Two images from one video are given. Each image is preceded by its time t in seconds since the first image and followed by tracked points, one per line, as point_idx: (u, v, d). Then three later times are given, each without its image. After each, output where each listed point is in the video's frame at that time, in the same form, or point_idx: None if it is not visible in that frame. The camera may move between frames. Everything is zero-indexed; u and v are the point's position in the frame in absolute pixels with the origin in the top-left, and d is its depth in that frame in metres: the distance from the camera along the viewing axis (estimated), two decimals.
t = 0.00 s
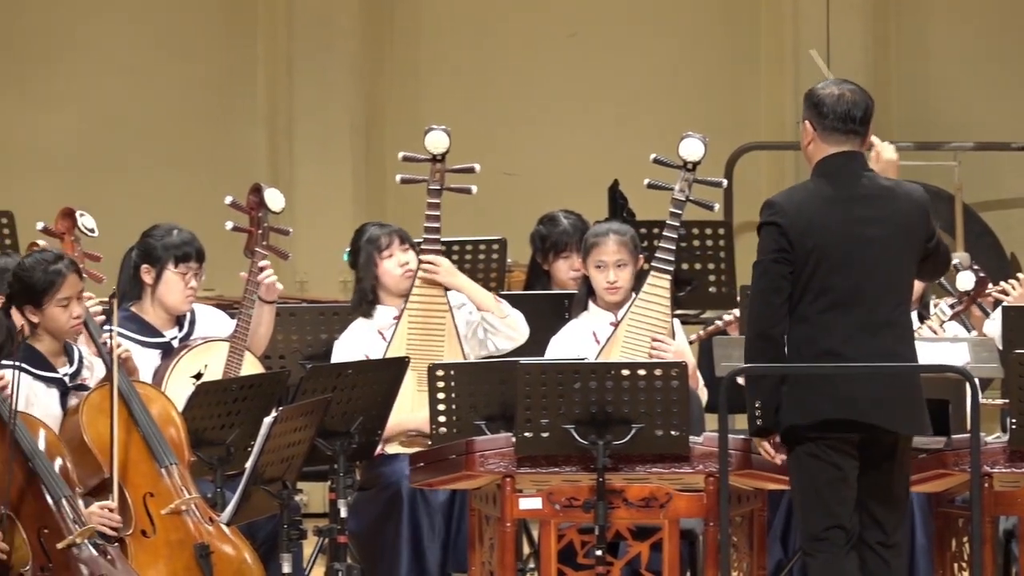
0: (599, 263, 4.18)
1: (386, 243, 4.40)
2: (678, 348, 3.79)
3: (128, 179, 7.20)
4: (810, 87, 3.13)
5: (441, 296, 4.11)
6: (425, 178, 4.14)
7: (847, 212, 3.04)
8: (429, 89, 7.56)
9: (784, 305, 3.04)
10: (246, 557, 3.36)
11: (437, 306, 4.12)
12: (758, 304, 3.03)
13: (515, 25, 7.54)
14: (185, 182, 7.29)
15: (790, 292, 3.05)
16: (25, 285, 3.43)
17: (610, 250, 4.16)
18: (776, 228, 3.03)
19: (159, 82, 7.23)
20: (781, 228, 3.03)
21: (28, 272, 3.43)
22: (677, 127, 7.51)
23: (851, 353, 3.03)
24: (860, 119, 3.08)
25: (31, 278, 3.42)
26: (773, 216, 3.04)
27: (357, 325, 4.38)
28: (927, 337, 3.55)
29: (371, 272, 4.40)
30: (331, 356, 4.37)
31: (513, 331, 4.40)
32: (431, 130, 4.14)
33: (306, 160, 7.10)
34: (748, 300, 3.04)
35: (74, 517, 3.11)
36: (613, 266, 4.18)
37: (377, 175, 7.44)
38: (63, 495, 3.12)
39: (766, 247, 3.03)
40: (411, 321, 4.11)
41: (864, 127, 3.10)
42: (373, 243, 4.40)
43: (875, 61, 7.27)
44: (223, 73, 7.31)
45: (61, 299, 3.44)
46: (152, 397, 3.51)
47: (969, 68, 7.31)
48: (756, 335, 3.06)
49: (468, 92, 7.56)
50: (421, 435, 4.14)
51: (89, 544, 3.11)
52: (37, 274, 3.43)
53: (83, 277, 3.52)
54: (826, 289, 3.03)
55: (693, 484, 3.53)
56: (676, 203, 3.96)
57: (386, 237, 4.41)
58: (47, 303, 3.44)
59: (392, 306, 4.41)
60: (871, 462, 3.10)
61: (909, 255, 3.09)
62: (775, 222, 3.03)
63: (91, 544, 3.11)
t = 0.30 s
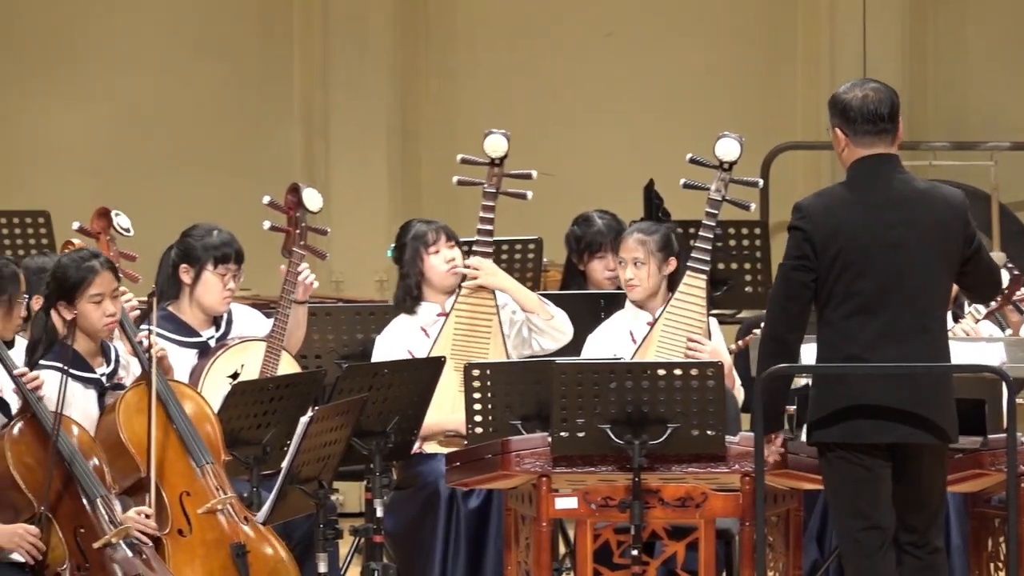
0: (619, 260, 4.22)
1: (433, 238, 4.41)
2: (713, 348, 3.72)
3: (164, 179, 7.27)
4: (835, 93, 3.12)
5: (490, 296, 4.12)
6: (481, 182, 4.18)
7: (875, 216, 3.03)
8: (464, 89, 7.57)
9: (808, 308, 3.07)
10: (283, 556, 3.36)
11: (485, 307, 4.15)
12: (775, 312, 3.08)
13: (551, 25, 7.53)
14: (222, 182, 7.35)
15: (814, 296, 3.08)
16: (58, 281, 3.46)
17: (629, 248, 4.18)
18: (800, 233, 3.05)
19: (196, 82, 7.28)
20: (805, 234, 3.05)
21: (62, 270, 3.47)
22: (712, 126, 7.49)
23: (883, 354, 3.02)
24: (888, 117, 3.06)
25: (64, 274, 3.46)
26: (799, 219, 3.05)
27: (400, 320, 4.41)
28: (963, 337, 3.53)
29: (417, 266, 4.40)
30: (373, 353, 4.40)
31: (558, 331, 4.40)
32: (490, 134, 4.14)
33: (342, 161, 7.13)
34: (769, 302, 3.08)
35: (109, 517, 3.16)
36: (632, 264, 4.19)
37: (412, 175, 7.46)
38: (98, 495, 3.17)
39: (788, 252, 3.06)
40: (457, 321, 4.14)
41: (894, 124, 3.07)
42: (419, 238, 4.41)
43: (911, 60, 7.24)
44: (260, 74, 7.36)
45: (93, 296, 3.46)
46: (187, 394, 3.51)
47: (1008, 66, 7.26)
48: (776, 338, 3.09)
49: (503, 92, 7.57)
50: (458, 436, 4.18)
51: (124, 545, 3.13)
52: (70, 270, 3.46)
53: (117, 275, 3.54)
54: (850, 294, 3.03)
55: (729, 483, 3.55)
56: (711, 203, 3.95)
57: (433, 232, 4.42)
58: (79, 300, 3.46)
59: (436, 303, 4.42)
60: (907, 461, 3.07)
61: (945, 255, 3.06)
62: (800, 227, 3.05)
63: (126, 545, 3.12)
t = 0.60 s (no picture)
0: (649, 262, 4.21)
1: (480, 238, 4.42)
2: (748, 349, 3.73)
3: (200, 180, 7.32)
4: (875, 92, 3.10)
5: (528, 295, 4.13)
6: (524, 182, 4.19)
7: (909, 218, 3.01)
8: (498, 89, 7.58)
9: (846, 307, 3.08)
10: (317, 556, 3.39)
11: (523, 308, 4.13)
12: (818, 316, 3.09)
13: (585, 25, 7.54)
14: (257, 182, 7.39)
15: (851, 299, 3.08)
16: (101, 280, 3.49)
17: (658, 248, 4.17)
18: (833, 235, 3.05)
19: (233, 83, 7.33)
20: (839, 236, 3.05)
21: (105, 269, 3.49)
22: (747, 126, 7.48)
23: (918, 354, 3.02)
24: (929, 116, 3.04)
25: (108, 273, 3.48)
26: (833, 220, 3.06)
27: (438, 318, 4.44)
28: (995, 338, 3.52)
29: (460, 264, 4.42)
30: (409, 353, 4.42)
31: (596, 337, 4.43)
32: (534, 134, 4.15)
33: (377, 161, 7.16)
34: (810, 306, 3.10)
35: (144, 517, 3.15)
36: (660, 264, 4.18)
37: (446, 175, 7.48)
38: (133, 494, 3.17)
39: (823, 253, 3.07)
40: (495, 321, 4.13)
41: (935, 123, 3.05)
42: (466, 235, 4.41)
43: (948, 60, 7.20)
44: (296, 75, 7.40)
45: (136, 295, 3.49)
46: (221, 394, 3.53)
47: None
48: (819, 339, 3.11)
49: (538, 92, 7.58)
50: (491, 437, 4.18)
51: (158, 545, 3.13)
52: (114, 270, 3.48)
53: (158, 276, 3.56)
54: (883, 296, 3.03)
55: (763, 484, 3.53)
56: (747, 204, 3.95)
57: (481, 232, 4.42)
58: (121, 298, 3.49)
59: (475, 302, 4.44)
60: (950, 465, 3.04)
61: (982, 256, 3.04)
62: (833, 228, 3.05)
63: (160, 544, 3.13)
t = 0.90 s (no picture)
0: (704, 269, 4.17)
1: (518, 238, 4.44)
2: (779, 349, 3.72)
3: (233, 180, 7.37)
4: (905, 90, 3.09)
5: (564, 291, 4.14)
6: (562, 181, 4.20)
7: (941, 218, 3.00)
8: (529, 89, 7.59)
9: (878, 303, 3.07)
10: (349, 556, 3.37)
11: (558, 310, 4.15)
12: (849, 317, 3.09)
13: (618, 24, 7.53)
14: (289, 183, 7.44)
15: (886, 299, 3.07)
16: (138, 278, 3.50)
17: (711, 257, 4.15)
18: (864, 236, 3.05)
19: (265, 85, 7.38)
20: (869, 237, 3.05)
21: (143, 268, 3.51)
22: (779, 126, 7.46)
23: (951, 353, 3.02)
24: (959, 116, 3.03)
25: (146, 272, 3.50)
26: (864, 223, 3.06)
27: (473, 316, 4.47)
28: None
29: (497, 263, 4.44)
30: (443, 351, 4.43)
31: (625, 347, 4.45)
32: (573, 134, 4.16)
33: (408, 162, 7.18)
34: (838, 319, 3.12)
35: (177, 516, 3.15)
36: (717, 271, 4.17)
37: (479, 176, 7.50)
38: (168, 494, 3.17)
39: (854, 255, 3.07)
40: (530, 319, 4.15)
41: (965, 124, 3.04)
42: (504, 234, 4.44)
43: (981, 59, 7.15)
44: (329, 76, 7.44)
45: (173, 295, 3.51)
46: (254, 394, 3.56)
47: None
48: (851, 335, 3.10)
49: (569, 92, 7.58)
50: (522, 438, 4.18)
51: (191, 544, 3.11)
52: (152, 269, 3.50)
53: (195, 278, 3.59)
54: (914, 295, 3.02)
55: (795, 484, 3.53)
56: (779, 203, 3.94)
57: (518, 232, 4.44)
58: (157, 297, 3.51)
59: (511, 301, 4.46)
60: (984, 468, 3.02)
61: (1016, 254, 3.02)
62: (864, 230, 3.05)
63: (193, 544, 3.11)
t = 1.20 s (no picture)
0: (732, 269, 4.17)
1: (546, 238, 4.44)
2: (806, 346, 3.67)
3: (262, 181, 7.41)
4: (931, 94, 3.09)
5: (597, 290, 4.17)
6: (596, 179, 4.20)
7: (965, 222, 2.99)
8: (558, 89, 7.59)
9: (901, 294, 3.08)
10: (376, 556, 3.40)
11: (590, 310, 4.16)
12: (868, 309, 3.12)
13: (647, 25, 7.53)
14: (318, 183, 7.48)
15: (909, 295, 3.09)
16: (172, 276, 3.51)
17: (740, 258, 4.14)
18: (890, 239, 3.05)
19: (295, 85, 7.41)
20: (895, 240, 3.04)
21: (176, 266, 3.51)
22: (808, 126, 7.44)
23: (981, 353, 3.00)
24: (985, 118, 3.02)
25: (180, 270, 3.50)
26: (890, 225, 3.05)
27: (503, 315, 4.48)
28: None
29: (525, 264, 4.44)
30: (472, 352, 4.45)
31: (659, 347, 4.42)
32: (609, 134, 4.18)
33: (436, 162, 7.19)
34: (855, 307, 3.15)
35: (206, 517, 3.15)
36: (745, 272, 4.17)
37: (507, 176, 7.51)
38: (198, 494, 3.18)
39: (880, 257, 3.07)
40: (564, 318, 4.16)
41: (992, 126, 3.03)
42: (532, 236, 4.43)
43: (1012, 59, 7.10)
44: (358, 77, 7.47)
45: (204, 295, 3.51)
46: (283, 393, 3.59)
47: None
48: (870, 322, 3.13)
49: (597, 92, 7.59)
50: (552, 439, 4.17)
51: (220, 544, 3.13)
52: (186, 268, 3.51)
53: (228, 278, 3.60)
54: (940, 298, 3.02)
55: (825, 484, 3.51)
56: (807, 203, 3.94)
57: (547, 232, 4.44)
58: (190, 296, 3.51)
59: (540, 301, 4.47)
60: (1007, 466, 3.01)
61: None
62: (890, 233, 3.05)
63: (222, 544, 3.12)
